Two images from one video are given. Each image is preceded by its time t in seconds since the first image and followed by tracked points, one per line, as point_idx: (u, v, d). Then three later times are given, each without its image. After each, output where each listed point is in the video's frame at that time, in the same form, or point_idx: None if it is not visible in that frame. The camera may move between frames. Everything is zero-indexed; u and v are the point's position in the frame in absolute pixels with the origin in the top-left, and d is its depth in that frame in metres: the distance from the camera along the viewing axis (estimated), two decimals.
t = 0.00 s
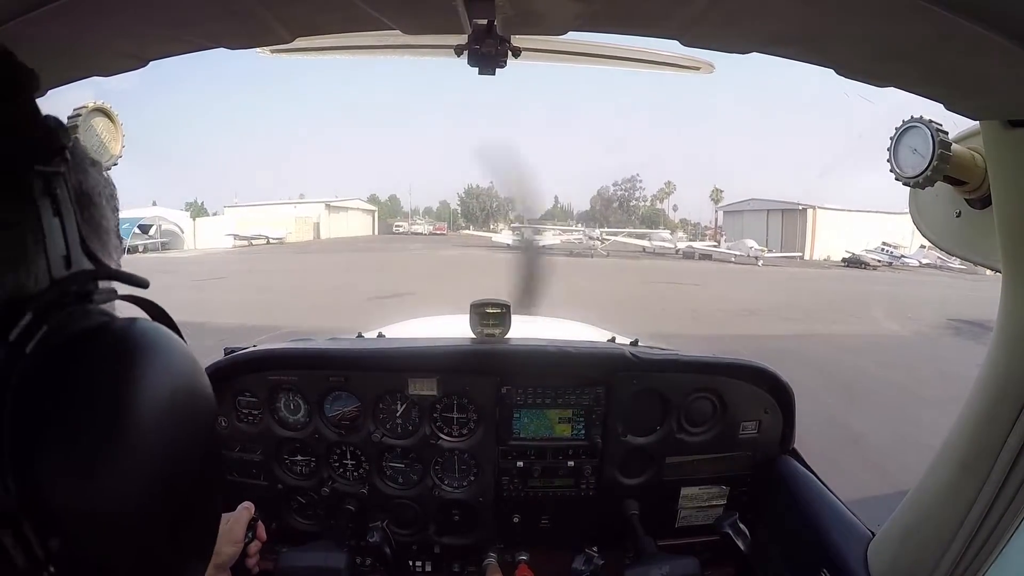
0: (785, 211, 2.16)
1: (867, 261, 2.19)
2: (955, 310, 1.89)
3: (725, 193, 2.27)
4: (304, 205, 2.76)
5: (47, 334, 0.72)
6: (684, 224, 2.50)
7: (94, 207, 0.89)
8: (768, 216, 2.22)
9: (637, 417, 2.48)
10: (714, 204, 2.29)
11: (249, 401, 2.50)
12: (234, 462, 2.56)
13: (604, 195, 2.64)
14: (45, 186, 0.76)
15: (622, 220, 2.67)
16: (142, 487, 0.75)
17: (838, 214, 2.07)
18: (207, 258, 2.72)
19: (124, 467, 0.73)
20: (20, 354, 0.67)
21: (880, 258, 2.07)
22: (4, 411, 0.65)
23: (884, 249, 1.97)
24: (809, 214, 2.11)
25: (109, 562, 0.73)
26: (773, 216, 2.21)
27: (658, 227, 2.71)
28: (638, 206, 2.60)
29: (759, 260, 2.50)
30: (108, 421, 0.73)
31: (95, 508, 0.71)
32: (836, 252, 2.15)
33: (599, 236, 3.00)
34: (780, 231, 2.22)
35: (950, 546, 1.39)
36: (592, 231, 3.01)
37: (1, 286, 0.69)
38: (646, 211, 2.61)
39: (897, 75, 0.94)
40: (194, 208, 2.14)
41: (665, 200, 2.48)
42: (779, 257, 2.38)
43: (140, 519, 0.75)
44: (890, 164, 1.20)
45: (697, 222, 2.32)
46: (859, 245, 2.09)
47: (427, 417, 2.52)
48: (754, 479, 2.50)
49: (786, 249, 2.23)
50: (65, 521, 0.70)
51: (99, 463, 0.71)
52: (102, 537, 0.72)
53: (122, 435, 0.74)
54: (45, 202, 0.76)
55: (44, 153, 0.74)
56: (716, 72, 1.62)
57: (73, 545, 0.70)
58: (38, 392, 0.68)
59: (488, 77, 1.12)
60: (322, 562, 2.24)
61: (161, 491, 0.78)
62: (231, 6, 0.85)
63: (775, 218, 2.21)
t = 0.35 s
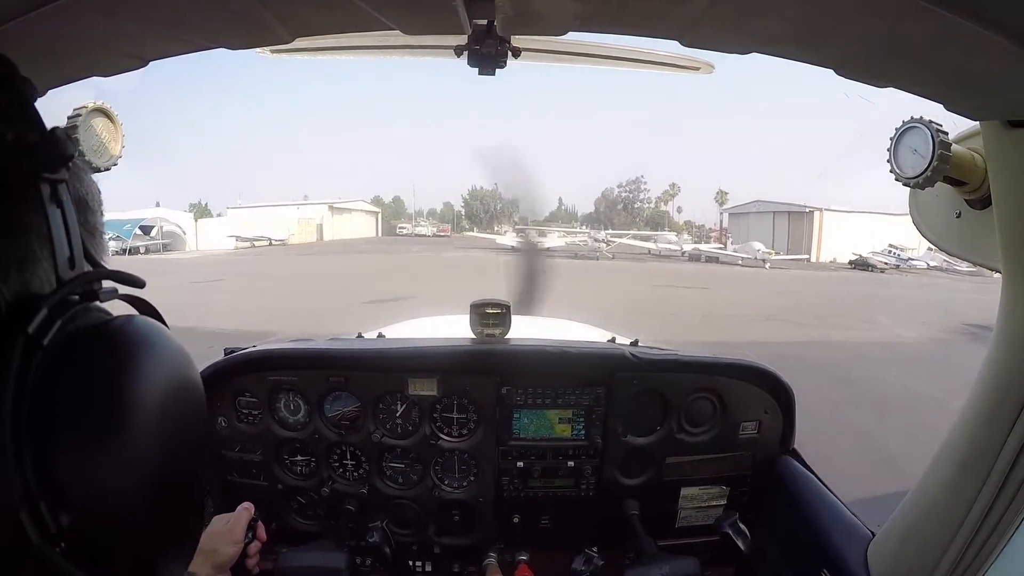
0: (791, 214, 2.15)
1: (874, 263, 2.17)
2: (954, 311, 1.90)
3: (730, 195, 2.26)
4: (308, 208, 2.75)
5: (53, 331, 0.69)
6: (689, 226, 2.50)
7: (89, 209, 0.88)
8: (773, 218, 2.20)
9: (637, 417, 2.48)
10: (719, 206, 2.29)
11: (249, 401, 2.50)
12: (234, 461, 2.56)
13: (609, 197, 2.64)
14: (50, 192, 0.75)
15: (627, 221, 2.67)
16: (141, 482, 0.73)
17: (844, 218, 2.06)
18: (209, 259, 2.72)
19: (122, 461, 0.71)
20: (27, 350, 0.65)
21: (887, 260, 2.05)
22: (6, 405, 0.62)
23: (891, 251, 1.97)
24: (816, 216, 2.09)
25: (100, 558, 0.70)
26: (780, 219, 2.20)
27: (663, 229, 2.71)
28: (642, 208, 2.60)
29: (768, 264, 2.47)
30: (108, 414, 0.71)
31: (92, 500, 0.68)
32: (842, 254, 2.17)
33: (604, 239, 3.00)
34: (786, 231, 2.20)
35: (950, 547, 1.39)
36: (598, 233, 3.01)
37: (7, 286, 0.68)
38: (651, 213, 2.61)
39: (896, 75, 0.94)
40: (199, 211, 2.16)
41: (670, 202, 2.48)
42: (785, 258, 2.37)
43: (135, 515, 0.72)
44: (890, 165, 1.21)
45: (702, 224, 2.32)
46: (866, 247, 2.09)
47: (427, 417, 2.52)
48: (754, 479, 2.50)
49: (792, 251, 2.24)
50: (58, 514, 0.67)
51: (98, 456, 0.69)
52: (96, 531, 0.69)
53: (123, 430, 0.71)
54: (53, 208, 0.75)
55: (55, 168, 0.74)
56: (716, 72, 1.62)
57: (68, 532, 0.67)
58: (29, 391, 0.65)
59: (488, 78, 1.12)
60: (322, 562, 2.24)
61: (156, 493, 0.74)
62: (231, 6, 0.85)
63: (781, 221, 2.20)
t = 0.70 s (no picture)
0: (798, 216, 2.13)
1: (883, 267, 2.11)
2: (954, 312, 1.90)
3: (736, 197, 2.26)
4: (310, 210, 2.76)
5: None
6: (694, 228, 2.50)
7: (38, 197, 0.81)
8: (781, 220, 2.19)
9: (637, 417, 2.49)
10: (723, 209, 2.29)
11: (249, 400, 2.50)
12: (233, 461, 2.56)
13: (614, 199, 2.64)
14: None
15: (632, 224, 2.68)
16: (97, 449, 0.69)
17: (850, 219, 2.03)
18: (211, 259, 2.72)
19: (81, 425, 0.68)
20: None
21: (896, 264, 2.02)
22: None
23: (898, 253, 1.97)
24: (823, 219, 2.06)
25: (60, 526, 0.67)
26: (787, 220, 2.18)
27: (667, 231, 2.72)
28: (647, 210, 2.61)
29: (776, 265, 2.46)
30: (58, 373, 0.68)
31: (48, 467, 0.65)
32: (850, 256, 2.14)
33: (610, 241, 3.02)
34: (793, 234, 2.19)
35: (949, 547, 1.40)
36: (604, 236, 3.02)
37: None
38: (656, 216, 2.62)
39: (898, 75, 0.94)
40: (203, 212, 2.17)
41: (674, 204, 2.48)
42: (793, 260, 2.36)
43: (95, 481, 0.69)
44: (890, 165, 1.21)
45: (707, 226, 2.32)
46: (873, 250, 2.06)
47: (427, 417, 2.52)
48: (753, 479, 2.50)
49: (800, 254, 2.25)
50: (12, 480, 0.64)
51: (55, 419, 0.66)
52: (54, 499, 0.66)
53: (78, 395, 0.68)
54: None
55: None
56: (716, 72, 1.62)
57: (24, 499, 0.64)
58: None
59: (487, 77, 1.12)
60: (322, 562, 2.24)
61: (120, 459, 0.72)
62: (230, 6, 0.85)
63: (787, 223, 2.18)
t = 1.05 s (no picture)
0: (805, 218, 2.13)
1: (891, 267, 2.09)
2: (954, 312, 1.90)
3: (741, 198, 2.26)
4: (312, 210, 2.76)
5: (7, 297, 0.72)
6: (699, 229, 2.49)
7: None
8: (788, 222, 2.19)
9: (637, 417, 2.48)
10: (729, 210, 2.29)
11: (249, 401, 2.50)
12: (234, 461, 2.56)
13: (619, 200, 2.64)
14: None
15: (637, 225, 2.68)
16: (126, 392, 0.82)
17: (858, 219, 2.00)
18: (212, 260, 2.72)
19: (111, 369, 0.80)
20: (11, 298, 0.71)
21: (904, 265, 2.02)
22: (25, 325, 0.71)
23: (907, 254, 1.98)
24: (832, 220, 2.06)
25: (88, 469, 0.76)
26: (794, 222, 2.18)
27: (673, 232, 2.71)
28: (652, 211, 2.61)
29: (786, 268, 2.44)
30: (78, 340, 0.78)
31: (96, 406, 0.77)
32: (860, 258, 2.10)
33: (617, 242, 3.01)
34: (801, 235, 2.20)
35: (949, 547, 1.40)
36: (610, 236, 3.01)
37: None
38: (661, 217, 2.61)
39: (896, 75, 0.94)
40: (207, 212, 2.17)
41: (679, 205, 2.48)
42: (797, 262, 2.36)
43: (128, 419, 0.81)
44: (890, 165, 1.21)
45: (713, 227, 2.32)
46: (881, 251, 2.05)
47: (427, 417, 2.52)
48: (754, 479, 2.50)
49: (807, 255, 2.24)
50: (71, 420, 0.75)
51: (95, 366, 0.78)
52: (103, 436, 0.78)
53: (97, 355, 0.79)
54: None
55: None
56: (715, 72, 1.62)
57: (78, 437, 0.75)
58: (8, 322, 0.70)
59: (488, 77, 1.12)
60: (322, 562, 2.24)
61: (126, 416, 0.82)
62: (231, 6, 0.85)
63: (794, 225, 2.18)
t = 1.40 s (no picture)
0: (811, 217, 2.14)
1: (900, 269, 2.04)
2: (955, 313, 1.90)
3: (746, 197, 2.26)
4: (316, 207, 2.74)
5: None
6: (703, 227, 2.50)
7: None
8: (796, 222, 2.21)
9: (637, 416, 2.48)
10: (734, 209, 2.29)
11: (249, 400, 2.50)
12: (234, 461, 2.56)
13: (623, 199, 2.65)
14: None
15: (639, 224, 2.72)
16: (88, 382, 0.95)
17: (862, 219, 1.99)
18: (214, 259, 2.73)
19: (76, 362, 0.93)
20: None
21: (914, 265, 1.94)
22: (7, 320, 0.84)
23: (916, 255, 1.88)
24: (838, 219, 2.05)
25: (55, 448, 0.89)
26: (801, 222, 2.20)
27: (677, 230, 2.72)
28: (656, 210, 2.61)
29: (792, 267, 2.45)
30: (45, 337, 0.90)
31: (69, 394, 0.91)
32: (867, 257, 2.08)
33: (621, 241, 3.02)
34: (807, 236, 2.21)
35: (949, 547, 1.40)
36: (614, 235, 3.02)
37: None
38: (665, 215, 2.61)
39: (898, 76, 0.94)
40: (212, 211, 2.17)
41: (684, 203, 2.49)
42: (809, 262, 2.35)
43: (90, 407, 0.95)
44: (890, 164, 1.21)
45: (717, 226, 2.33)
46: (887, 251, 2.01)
47: (427, 417, 2.52)
48: (754, 479, 2.50)
49: (813, 255, 2.24)
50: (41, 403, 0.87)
51: (62, 359, 0.91)
52: (67, 419, 0.90)
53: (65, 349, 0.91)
54: None
55: None
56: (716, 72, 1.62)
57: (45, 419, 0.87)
58: None
59: (488, 77, 1.12)
60: (322, 562, 2.24)
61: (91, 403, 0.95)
62: (231, 6, 0.85)
63: (802, 224, 2.20)
